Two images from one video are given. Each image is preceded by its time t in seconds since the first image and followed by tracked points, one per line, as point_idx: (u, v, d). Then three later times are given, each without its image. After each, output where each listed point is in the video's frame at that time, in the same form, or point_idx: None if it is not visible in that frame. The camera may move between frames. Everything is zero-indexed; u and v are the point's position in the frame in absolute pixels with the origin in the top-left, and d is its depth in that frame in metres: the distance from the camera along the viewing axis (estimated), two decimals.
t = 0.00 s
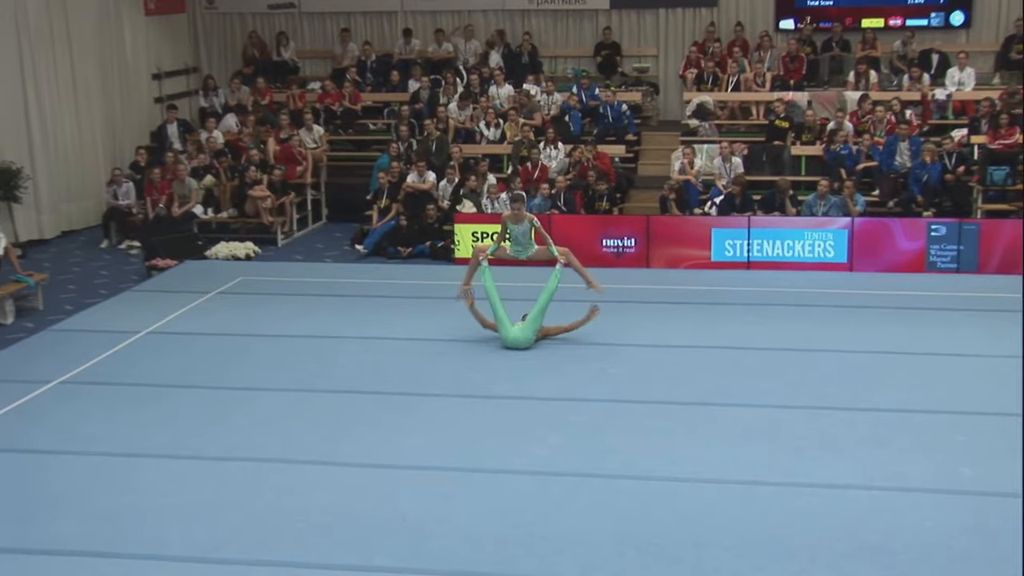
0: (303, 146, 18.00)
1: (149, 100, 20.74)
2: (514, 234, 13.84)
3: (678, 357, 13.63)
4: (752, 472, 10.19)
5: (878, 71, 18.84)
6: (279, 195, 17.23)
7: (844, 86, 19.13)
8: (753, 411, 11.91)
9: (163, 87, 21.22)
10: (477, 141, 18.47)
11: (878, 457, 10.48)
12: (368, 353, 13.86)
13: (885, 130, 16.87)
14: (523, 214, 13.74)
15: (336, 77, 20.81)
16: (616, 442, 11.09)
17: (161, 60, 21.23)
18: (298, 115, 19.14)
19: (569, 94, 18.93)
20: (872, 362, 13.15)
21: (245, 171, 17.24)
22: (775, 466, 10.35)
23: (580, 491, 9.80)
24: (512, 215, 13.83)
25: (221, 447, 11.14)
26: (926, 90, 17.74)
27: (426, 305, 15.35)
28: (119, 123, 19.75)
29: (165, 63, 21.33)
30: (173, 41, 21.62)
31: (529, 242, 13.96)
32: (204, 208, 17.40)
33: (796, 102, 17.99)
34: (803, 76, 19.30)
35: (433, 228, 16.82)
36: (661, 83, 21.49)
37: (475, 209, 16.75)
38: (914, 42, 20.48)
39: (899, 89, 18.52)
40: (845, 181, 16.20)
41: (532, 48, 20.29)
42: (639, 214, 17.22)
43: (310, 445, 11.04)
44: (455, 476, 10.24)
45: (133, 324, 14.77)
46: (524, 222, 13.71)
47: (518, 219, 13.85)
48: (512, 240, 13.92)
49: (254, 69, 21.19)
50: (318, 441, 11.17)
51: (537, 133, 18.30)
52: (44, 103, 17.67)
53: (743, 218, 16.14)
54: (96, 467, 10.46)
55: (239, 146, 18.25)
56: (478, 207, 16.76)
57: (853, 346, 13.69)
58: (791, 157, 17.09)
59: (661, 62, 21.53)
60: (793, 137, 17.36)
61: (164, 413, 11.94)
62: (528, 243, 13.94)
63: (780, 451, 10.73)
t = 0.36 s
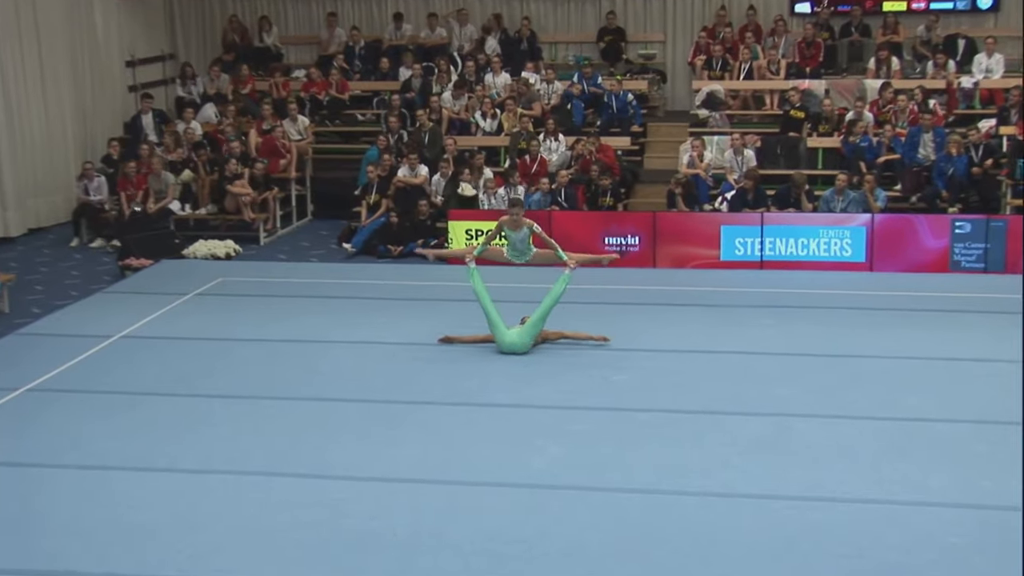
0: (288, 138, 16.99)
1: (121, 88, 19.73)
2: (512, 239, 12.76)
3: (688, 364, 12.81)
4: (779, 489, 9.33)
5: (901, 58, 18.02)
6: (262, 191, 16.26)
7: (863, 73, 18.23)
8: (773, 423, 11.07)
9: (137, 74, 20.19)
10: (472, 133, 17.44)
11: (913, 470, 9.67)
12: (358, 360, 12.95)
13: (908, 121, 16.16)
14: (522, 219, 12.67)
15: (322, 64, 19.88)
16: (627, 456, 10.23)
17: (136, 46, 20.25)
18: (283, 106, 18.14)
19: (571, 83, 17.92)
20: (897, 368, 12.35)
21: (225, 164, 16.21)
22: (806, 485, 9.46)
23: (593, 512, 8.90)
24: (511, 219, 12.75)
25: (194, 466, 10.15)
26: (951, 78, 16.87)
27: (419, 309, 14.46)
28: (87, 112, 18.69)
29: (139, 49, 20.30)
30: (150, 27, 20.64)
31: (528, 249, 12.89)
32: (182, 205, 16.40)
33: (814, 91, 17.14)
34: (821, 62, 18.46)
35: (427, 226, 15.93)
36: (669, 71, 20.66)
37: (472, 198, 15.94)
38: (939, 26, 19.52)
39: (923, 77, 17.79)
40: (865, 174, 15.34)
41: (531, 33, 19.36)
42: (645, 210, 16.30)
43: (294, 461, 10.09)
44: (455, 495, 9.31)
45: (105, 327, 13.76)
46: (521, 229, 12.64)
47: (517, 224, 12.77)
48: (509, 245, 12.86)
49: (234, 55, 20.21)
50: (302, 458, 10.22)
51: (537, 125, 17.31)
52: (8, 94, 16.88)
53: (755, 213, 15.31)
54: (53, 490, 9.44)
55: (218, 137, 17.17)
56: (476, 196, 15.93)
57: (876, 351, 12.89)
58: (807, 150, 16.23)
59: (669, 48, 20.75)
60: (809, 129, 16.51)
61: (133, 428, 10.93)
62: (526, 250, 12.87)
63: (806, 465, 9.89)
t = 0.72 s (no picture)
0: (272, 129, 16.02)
1: (94, 75, 18.83)
2: (513, 258, 11.93)
3: (700, 372, 12.01)
4: (808, 511, 8.53)
5: (927, 43, 17.22)
6: (245, 185, 15.26)
7: (888, 59, 17.50)
8: (793, 435, 10.28)
9: (109, 60, 19.24)
10: (469, 123, 16.50)
11: (952, 488, 8.90)
12: (347, 367, 12.10)
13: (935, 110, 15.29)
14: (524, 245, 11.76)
15: (308, 50, 18.94)
16: (639, 472, 9.42)
17: (110, 29, 19.25)
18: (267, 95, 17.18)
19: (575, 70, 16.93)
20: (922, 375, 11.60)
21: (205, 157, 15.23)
22: (841, 507, 8.62)
23: (612, 540, 8.02)
24: (514, 239, 11.87)
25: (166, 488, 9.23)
26: (981, 64, 16.02)
27: (411, 311, 13.60)
28: (50, 100, 17.72)
29: (113, 34, 19.37)
30: (125, 11, 19.65)
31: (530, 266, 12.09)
32: (159, 201, 15.44)
33: (833, 78, 16.19)
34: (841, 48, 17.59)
35: (422, 223, 15.01)
36: (679, 57, 19.91)
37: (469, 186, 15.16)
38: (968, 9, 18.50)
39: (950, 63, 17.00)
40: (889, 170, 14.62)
41: (532, 17, 18.35)
42: (654, 206, 15.40)
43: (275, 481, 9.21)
44: (456, 518, 8.43)
45: (75, 332, 12.78)
46: (524, 252, 11.78)
47: (518, 245, 11.85)
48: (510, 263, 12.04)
49: (215, 40, 19.21)
50: (284, 478, 9.32)
51: (538, 114, 16.33)
52: None
53: (772, 209, 14.39)
54: (7, 517, 8.45)
55: (199, 129, 16.21)
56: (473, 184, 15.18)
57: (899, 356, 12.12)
58: (826, 141, 15.38)
59: (680, 32, 20.10)
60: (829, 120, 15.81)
61: (99, 445, 9.96)
62: (527, 268, 12.05)
63: (834, 483, 9.11)
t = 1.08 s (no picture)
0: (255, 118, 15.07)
1: (64, 60, 17.90)
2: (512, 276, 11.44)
3: (712, 380, 11.29)
4: (844, 551, 7.88)
5: (956, 26, 16.54)
6: (225, 178, 14.35)
7: (913, 42, 17.24)
8: (814, 455, 9.65)
9: (80, 44, 18.27)
10: (466, 112, 15.58)
11: (996, 522, 8.27)
12: (335, 379, 11.35)
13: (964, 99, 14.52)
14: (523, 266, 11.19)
15: (292, 33, 17.99)
16: (652, 505, 8.77)
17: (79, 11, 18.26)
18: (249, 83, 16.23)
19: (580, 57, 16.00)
20: (951, 382, 10.96)
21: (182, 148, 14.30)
22: (877, 551, 7.89)
23: None
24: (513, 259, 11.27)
25: (134, 521, 8.43)
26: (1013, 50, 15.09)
27: (404, 314, 12.82)
28: (15, 86, 16.78)
29: (84, 16, 18.39)
30: None
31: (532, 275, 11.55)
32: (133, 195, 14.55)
33: (855, 64, 15.46)
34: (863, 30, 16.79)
35: (415, 219, 14.15)
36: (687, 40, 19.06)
37: (459, 179, 14.09)
38: None
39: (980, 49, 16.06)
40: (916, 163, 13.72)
41: None
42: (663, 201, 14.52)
43: (259, 518, 8.50)
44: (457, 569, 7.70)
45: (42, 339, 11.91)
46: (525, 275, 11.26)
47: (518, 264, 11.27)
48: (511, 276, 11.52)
49: (192, 22, 18.24)
50: (265, 513, 8.60)
51: (540, 103, 15.42)
52: None
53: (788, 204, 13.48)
54: None
55: (176, 118, 15.23)
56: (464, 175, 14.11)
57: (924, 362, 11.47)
58: (847, 132, 14.53)
59: (691, 14, 19.27)
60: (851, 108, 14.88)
61: (64, 475, 9.13)
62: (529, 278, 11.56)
63: (865, 514, 8.48)
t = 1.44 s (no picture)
0: (234, 101, 14.15)
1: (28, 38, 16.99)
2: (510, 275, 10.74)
3: (727, 381, 10.46)
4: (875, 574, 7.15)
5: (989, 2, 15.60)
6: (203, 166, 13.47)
7: (940, 20, 16.89)
8: (844, 464, 8.80)
9: (46, 22, 17.33)
10: (461, 94, 14.73)
11: None
12: (319, 380, 10.50)
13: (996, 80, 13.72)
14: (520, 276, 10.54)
15: (274, 10, 17.09)
16: (667, 522, 7.93)
17: None
18: (228, 64, 15.30)
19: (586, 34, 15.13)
20: (986, 383, 10.16)
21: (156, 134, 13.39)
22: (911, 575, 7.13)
23: None
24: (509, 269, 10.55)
25: (93, 545, 7.61)
26: None
27: (391, 311, 12.05)
28: None
29: None
30: None
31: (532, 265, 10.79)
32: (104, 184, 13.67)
33: (879, 42, 14.53)
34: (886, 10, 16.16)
35: (407, 210, 13.22)
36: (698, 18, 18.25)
37: (452, 165, 13.25)
38: None
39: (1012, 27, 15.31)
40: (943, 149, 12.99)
41: None
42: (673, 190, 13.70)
43: (233, 541, 7.68)
44: None
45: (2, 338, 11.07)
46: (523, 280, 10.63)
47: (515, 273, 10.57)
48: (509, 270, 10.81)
49: None
50: (240, 535, 7.78)
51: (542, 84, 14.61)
52: None
53: (807, 193, 12.63)
54: None
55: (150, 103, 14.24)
56: (457, 161, 13.26)
57: (955, 361, 10.66)
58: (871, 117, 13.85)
59: None
60: (874, 90, 14.14)
61: (17, 497, 8.32)
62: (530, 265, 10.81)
63: (904, 534, 7.68)
